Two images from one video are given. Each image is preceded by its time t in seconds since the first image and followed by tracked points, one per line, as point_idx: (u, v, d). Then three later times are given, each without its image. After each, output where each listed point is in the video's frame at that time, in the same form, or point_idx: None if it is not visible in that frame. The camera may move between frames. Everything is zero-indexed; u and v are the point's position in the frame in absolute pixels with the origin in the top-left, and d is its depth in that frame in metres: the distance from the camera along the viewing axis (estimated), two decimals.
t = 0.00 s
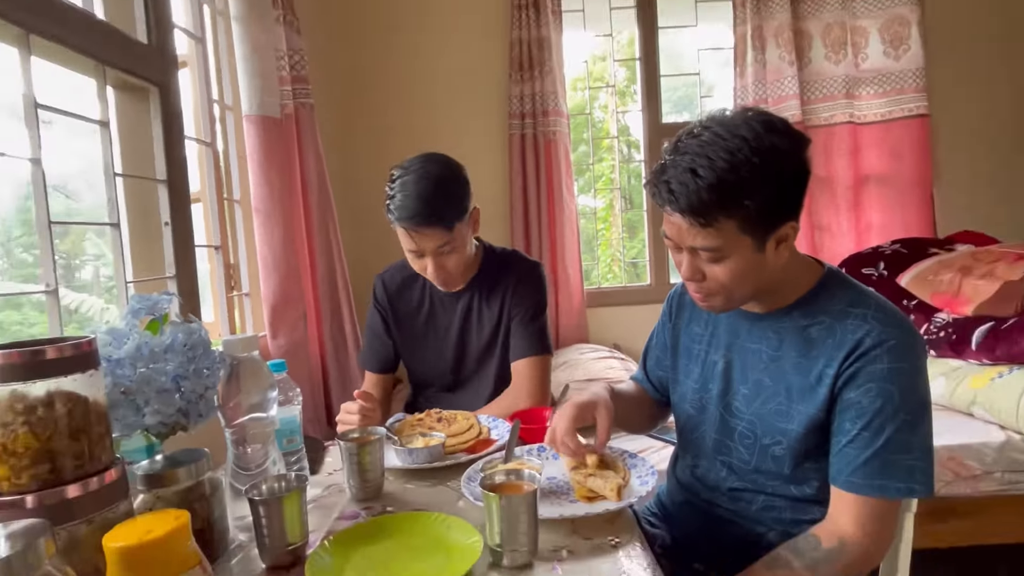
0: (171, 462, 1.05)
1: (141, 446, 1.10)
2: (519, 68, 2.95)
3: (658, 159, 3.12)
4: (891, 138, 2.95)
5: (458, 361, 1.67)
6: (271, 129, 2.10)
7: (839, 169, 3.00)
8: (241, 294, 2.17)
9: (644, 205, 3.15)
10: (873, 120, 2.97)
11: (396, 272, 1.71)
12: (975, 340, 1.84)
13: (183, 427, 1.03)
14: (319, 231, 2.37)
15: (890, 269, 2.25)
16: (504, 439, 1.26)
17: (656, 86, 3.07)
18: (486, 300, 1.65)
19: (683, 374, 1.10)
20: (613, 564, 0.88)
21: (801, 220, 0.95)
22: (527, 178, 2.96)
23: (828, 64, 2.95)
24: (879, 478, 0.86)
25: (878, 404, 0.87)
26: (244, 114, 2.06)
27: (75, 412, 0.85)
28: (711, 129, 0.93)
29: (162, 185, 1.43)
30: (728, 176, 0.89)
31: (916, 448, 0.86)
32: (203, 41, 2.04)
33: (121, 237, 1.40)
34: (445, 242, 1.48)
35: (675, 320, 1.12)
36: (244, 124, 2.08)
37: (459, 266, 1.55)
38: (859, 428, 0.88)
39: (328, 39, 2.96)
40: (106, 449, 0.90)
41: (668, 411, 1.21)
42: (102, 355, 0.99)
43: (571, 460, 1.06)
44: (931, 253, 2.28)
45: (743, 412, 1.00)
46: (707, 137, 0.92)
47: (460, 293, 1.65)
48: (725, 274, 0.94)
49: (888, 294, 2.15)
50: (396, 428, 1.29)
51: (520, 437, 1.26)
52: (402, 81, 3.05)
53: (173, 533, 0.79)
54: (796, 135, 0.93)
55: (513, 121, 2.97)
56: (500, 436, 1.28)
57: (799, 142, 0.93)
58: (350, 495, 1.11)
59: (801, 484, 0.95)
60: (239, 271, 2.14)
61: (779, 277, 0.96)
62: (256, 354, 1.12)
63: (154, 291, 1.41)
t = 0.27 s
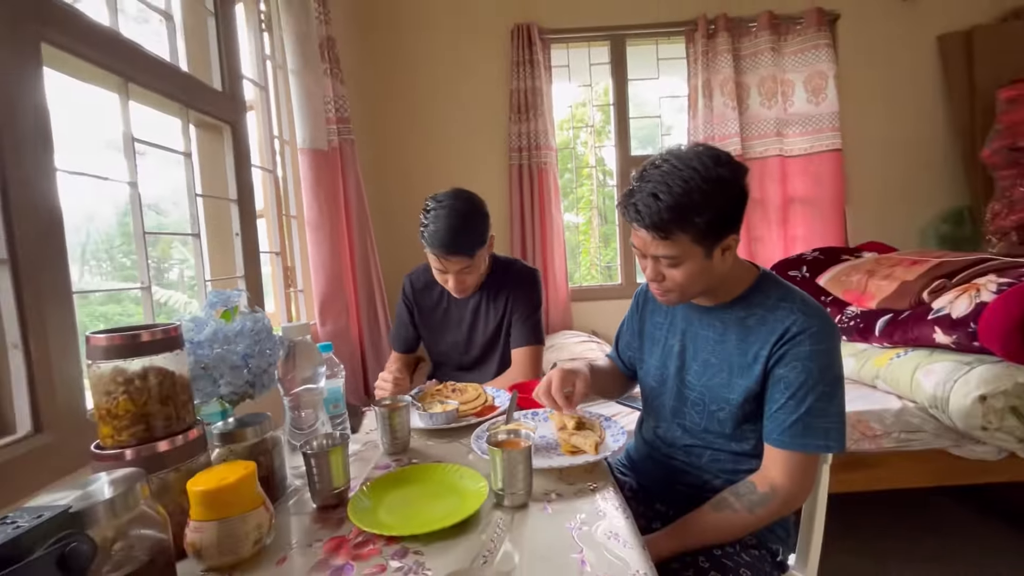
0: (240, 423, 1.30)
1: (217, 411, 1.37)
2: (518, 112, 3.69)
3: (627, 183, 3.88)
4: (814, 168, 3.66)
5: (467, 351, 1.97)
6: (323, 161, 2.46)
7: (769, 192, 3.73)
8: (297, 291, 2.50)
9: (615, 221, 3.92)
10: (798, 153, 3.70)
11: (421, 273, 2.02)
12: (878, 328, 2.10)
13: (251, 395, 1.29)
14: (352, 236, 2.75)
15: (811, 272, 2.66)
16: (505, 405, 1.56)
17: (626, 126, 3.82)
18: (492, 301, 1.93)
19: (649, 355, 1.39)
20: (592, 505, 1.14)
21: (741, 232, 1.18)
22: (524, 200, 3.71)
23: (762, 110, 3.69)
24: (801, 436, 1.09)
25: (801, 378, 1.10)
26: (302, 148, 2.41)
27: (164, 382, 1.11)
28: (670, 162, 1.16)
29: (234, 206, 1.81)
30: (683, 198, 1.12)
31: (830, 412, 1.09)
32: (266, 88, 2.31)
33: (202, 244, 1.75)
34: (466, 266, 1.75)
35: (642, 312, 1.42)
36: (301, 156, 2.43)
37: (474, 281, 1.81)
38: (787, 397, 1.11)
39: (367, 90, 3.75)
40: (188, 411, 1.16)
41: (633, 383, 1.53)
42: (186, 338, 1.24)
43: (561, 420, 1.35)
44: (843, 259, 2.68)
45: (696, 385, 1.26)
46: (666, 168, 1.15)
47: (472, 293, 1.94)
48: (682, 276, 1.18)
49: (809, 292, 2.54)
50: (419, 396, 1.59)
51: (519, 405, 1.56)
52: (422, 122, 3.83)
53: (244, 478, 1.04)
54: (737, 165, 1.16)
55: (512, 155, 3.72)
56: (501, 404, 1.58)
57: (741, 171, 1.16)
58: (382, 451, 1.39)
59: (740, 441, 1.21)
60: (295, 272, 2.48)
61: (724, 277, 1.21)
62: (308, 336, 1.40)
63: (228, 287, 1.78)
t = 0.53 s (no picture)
0: (241, 419, 1.31)
1: (217, 407, 1.38)
2: (518, 110, 3.71)
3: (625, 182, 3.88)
4: (809, 167, 3.69)
5: (465, 346, 1.99)
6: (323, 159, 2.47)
7: (766, 191, 3.74)
8: (297, 288, 2.51)
9: (612, 221, 3.92)
10: (794, 153, 3.72)
11: (422, 267, 2.02)
12: (873, 326, 2.12)
13: (251, 391, 1.30)
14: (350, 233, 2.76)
15: (806, 271, 2.70)
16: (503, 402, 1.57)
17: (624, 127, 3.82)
18: (493, 300, 1.94)
19: (646, 351, 1.40)
20: (590, 500, 1.15)
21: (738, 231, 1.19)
22: (523, 199, 3.72)
23: (758, 109, 3.71)
24: (796, 432, 1.10)
25: (797, 375, 1.11)
26: (302, 145, 2.41)
27: (165, 380, 1.12)
28: (668, 160, 1.16)
29: (233, 204, 1.81)
30: (682, 196, 1.12)
31: (825, 408, 1.10)
32: (266, 86, 2.30)
33: (203, 242, 1.76)
34: (473, 269, 1.75)
35: (640, 309, 1.44)
36: (302, 153, 2.43)
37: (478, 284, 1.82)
38: (782, 394, 1.12)
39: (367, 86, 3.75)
40: (189, 408, 1.18)
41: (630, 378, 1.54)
42: (187, 334, 1.25)
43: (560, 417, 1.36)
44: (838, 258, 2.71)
45: (692, 382, 1.27)
46: (664, 167, 1.15)
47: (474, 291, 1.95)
48: (679, 274, 1.19)
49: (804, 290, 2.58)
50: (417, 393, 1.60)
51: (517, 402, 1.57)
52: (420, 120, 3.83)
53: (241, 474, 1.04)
54: (734, 164, 1.17)
55: (512, 154, 3.74)
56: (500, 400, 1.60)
57: (738, 170, 1.16)
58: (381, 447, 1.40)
59: (736, 437, 1.22)
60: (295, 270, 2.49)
61: (720, 275, 1.22)
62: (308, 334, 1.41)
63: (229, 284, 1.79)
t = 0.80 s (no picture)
0: (214, 426, 1.22)
1: (188, 414, 1.28)
2: (515, 97, 3.61)
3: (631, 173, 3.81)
4: (827, 154, 3.63)
5: (457, 346, 1.89)
6: (301, 144, 2.36)
7: (781, 181, 3.69)
8: (274, 285, 2.40)
9: (617, 214, 3.84)
10: (811, 141, 3.66)
11: (416, 261, 1.93)
12: (895, 327, 2.06)
13: (225, 397, 1.20)
14: (333, 226, 2.66)
15: (824, 268, 2.62)
16: (499, 408, 1.48)
17: (630, 112, 3.75)
18: (490, 297, 1.86)
19: (651, 353, 1.32)
20: (591, 514, 1.07)
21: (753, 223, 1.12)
22: (520, 190, 3.64)
23: (775, 94, 3.65)
24: (813, 441, 1.03)
25: (814, 379, 1.03)
26: (278, 131, 2.30)
27: (131, 384, 1.01)
28: (680, 145, 1.09)
29: (206, 191, 1.71)
30: (692, 185, 1.05)
31: (844, 416, 1.03)
32: (240, 66, 2.21)
33: (172, 234, 1.66)
34: (469, 263, 1.67)
35: (644, 308, 1.36)
36: (278, 139, 2.32)
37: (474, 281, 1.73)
38: (798, 399, 1.05)
39: (354, 74, 3.64)
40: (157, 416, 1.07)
41: (633, 383, 1.46)
42: (155, 335, 1.15)
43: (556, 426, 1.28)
44: (858, 253, 2.64)
45: (701, 386, 1.19)
46: (675, 153, 1.08)
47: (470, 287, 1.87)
48: (688, 269, 1.11)
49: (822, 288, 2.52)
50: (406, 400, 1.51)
51: (513, 408, 1.48)
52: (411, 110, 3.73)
53: (217, 485, 0.95)
54: (751, 152, 1.09)
55: (509, 140, 3.64)
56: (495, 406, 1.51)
57: (753, 157, 1.09)
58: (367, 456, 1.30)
59: (748, 446, 1.14)
60: (271, 266, 2.38)
61: (732, 273, 1.15)
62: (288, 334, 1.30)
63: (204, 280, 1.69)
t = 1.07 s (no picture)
0: (219, 422, 1.24)
1: (193, 410, 1.30)
2: (514, 97, 3.62)
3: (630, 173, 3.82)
4: (824, 156, 3.65)
5: (461, 342, 1.92)
6: (306, 144, 2.38)
7: (778, 182, 3.70)
8: (280, 284, 2.40)
9: (616, 214, 3.86)
10: (809, 143, 3.68)
11: (417, 260, 1.94)
12: (890, 326, 2.06)
13: (230, 394, 1.22)
14: (337, 227, 2.68)
15: (821, 268, 2.64)
16: (499, 405, 1.50)
17: (628, 112, 3.76)
18: (493, 294, 1.88)
19: (650, 351, 1.34)
20: (590, 509, 1.09)
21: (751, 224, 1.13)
22: (520, 189, 3.65)
23: (772, 96, 3.66)
24: (809, 438, 1.04)
25: (810, 378, 1.05)
26: (283, 132, 2.32)
27: (137, 380, 1.04)
28: (678, 148, 1.10)
29: (212, 191, 1.73)
30: (690, 187, 1.07)
31: (840, 414, 1.05)
32: (245, 66, 2.20)
33: (178, 233, 1.68)
34: (472, 258, 1.68)
35: (643, 307, 1.37)
36: (283, 139, 2.34)
37: (477, 277, 1.74)
38: (795, 397, 1.06)
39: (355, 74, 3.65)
40: (163, 411, 1.09)
41: (633, 380, 1.47)
42: (161, 332, 1.17)
43: (556, 421, 1.30)
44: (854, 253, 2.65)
45: (699, 384, 1.21)
46: (674, 155, 1.10)
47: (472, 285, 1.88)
48: (686, 269, 1.13)
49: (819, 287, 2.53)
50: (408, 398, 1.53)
51: (514, 405, 1.50)
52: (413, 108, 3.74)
53: (223, 479, 0.98)
54: (749, 153, 1.11)
55: (510, 141, 3.65)
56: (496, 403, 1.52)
57: (751, 159, 1.10)
58: (370, 452, 1.32)
59: (746, 443, 1.16)
60: (278, 265, 2.39)
61: (731, 272, 1.16)
62: (291, 332, 1.33)
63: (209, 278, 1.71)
